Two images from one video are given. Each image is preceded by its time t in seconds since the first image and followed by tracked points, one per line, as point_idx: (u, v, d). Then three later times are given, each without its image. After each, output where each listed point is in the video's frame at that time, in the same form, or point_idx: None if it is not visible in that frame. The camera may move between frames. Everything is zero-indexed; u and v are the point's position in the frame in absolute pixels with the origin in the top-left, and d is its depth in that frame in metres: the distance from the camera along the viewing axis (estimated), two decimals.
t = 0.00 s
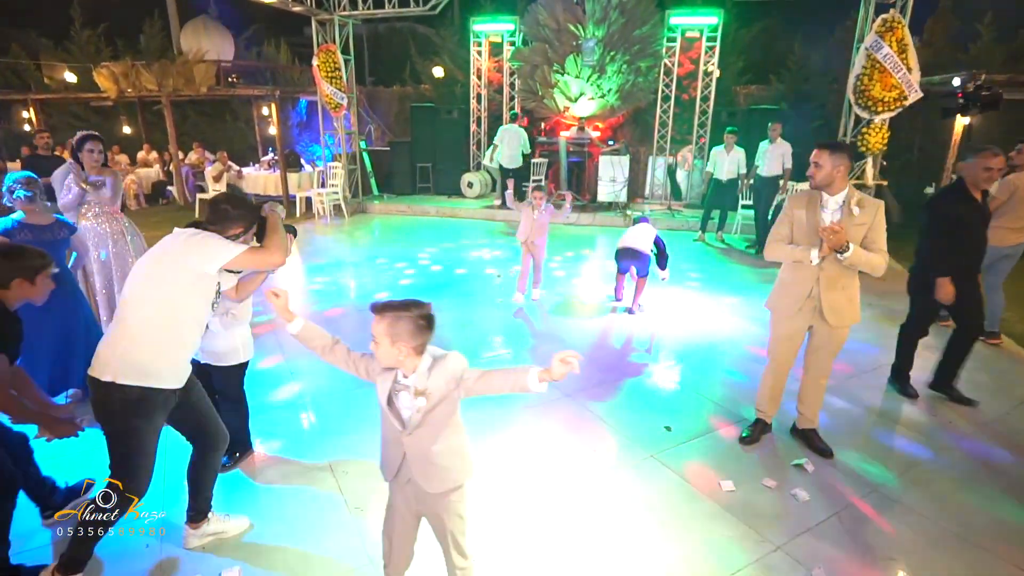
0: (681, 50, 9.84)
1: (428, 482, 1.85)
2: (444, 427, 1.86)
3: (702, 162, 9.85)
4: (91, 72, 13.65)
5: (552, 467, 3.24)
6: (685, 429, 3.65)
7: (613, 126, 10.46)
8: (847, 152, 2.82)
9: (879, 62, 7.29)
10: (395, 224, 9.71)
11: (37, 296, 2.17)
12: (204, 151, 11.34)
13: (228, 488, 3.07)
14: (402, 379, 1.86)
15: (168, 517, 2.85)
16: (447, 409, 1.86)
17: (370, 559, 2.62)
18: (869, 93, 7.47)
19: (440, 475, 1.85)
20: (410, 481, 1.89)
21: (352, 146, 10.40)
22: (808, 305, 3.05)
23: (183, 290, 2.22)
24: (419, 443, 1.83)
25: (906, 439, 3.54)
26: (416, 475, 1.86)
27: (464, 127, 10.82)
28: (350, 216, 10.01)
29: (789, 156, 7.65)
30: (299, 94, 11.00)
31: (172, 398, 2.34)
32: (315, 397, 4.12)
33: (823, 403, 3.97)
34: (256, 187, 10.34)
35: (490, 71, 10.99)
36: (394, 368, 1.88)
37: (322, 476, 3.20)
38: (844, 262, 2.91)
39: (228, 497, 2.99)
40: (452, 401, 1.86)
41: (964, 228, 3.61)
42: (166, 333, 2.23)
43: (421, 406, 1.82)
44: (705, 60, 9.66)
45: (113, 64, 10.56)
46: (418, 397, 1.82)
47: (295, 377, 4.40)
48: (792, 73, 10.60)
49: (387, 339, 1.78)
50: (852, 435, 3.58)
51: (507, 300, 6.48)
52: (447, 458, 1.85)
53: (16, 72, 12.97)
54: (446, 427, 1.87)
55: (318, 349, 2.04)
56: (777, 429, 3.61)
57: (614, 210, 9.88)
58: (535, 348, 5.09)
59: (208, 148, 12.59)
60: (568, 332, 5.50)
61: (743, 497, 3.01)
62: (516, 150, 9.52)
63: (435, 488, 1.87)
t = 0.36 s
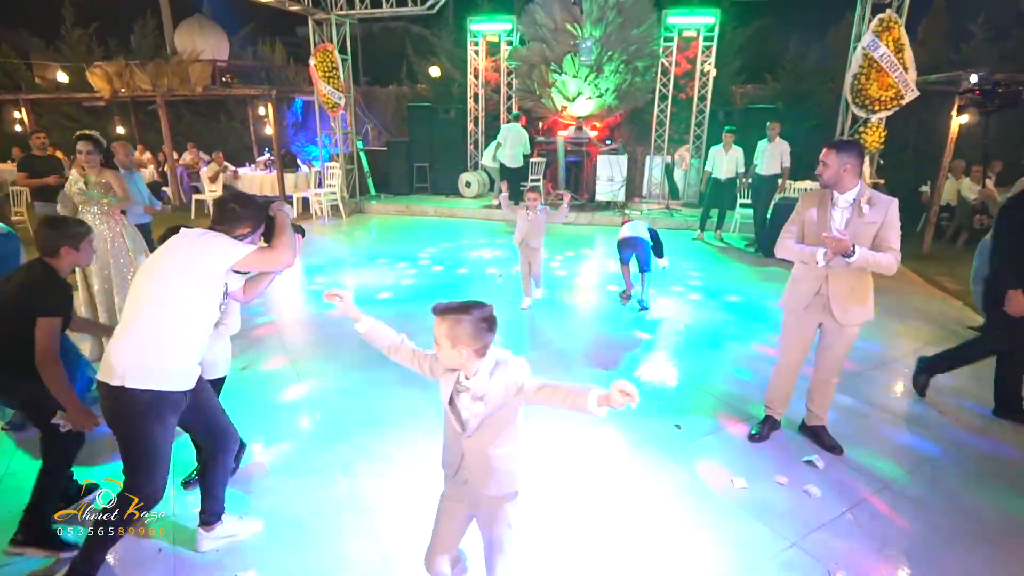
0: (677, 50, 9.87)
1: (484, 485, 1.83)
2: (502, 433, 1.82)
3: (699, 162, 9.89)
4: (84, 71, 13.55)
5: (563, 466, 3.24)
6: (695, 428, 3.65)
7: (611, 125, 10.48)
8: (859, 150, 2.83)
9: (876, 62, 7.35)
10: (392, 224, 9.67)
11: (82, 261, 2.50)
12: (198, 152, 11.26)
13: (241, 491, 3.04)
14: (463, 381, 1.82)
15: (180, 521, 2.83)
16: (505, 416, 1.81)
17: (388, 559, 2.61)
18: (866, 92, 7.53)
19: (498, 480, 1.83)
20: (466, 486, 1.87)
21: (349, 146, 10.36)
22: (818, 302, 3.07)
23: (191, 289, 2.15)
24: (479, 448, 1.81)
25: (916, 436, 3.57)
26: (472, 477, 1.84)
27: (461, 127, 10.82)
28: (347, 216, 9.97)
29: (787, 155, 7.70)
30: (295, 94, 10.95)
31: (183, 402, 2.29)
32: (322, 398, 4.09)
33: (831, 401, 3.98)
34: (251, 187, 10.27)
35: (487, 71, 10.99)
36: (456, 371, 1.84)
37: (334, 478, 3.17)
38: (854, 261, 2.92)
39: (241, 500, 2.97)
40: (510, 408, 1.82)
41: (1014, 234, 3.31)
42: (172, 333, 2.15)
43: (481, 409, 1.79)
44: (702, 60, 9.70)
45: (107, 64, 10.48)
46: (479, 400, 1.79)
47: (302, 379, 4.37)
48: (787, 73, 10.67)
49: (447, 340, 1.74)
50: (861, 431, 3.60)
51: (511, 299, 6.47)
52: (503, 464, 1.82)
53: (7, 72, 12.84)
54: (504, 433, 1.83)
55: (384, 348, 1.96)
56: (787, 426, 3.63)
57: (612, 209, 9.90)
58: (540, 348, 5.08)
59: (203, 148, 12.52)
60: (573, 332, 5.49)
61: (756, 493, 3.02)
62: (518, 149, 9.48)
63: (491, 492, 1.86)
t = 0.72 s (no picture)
0: (672, 51, 9.95)
1: (517, 485, 1.85)
2: (536, 436, 1.84)
3: (693, 162, 9.99)
4: (74, 72, 13.41)
5: (573, 465, 3.26)
6: (700, 426, 3.70)
7: (605, 125, 10.55)
8: (873, 150, 2.88)
9: (868, 64, 7.45)
10: (388, 225, 9.67)
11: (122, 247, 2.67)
12: (190, 152, 11.19)
13: (253, 494, 3.03)
14: (499, 381, 1.86)
15: (191, 525, 2.82)
16: (538, 419, 1.83)
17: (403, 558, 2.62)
18: (859, 93, 7.63)
19: (532, 480, 1.85)
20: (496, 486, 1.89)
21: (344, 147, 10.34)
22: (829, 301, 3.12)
23: (185, 297, 2.04)
24: (512, 448, 1.84)
25: (915, 431, 3.64)
26: (503, 478, 1.86)
27: (456, 128, 10.85)
28: (343, 217, 9.96)
29: (781, 155, 7.79)
30: (290, 95, 10.91)
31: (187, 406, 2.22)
32: (328, 399, 4.09)
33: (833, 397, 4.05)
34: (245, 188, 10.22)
35: (482, 71, 11.02)
36: (488, 372, 1.87)
37: (346, 479, 3.18)
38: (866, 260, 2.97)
39: (253, 503, 2.96)
40: (543, 411, 1.84)
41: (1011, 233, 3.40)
42: (174, 340, 2.05)
43: (516, 408, 1.82)
44: (695, 61, 9.78)
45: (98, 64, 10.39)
46: (515, 401, 1.82)
47: (308, 381, 4.38)
48: (780, 74, 10.79)
49: (485, 340, 1.77)
50: (862, 427, 3.67)
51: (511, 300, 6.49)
52: (533, 464, 1.85)
53: None
54: (538, 434, 1.86)
55: (413, 349, 2.00)
56: (790, 423, 3.69)
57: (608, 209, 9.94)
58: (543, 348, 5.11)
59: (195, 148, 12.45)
60: (574, 332, 5.52)
61: (763, 489, 3.07)
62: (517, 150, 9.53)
63: (522, 493, 1.89)
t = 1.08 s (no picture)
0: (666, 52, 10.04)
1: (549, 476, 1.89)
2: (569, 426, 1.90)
3: (686, 162, 10.08)
4: (63, 72, 13.28)
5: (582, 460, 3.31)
6: (704, 421, 3.75)
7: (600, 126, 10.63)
8: (884, 149, 2.96)
9: (859, 65, 7.56)
10: (383, 226, 9.68)
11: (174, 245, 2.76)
12: (182, 153, 11.11)
13: (265, 495, 3.03)
14: (533, 376, 1.89)
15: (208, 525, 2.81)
16: (574, 407, 1.90)
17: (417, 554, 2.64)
18: (850, 93, 7.74)
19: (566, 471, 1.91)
20: (527, 479, 1.92)
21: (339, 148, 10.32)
22: (840, 297, 3.19)
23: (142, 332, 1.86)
24: (546, 439, 1.89)
25: (913, 422, 3.73)
26: (537, 471, 1.90)
27: (451, 128, 10.86)
28: (338, 218, 9.94)
29: (775, 155, 7.88)
30: (283, 96, 10.87)
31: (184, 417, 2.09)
32: (334, 399, 4.09)
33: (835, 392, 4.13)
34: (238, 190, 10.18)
35: (477, 72, 11.06)
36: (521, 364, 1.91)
37: (358, 477, 3.20)
38: (879, 255, 3.06)
39: (267, 503, 2.97)
40: (578, 399, 1.90)
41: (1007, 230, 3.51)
42: (120, 377, 1.87)
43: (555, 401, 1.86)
44: (689, 62, 9.87)
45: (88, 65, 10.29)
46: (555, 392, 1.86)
47: (314, 381, 4.38)
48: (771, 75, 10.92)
49: (523, 341, 1.80)
50: (862, 420, 3.74)
51: (511, 299, 6.52)
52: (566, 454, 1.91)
53: None
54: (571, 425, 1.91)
55: (438, 349, 2.01)
56: (793, 418, 3.75)
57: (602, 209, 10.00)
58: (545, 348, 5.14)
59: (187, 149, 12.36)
60: (574, 331, 5.55)
61: (771, 483, 3.12)
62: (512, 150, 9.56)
63: (553, 488, 1.92)
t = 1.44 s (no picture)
0: (657, 52, 10.10)
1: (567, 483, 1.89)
2: (591, 433, 1.89)
3: (678, 162, 10.16)
4: (46, 71, 13.06)
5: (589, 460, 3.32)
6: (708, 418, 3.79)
7: (592, 126, 10.67)
8: (887, 149, 3.05)
9: (849, 65, 7.66)
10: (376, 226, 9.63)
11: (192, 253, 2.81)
12: (169, 154, 10.97)
13: (275, 498, 3.01)
14: (554, 384, 1.90)
15: (217, 528, 2.78)
16: (593, 414, 1.90)
17: (432, 555, 2.64)
18: (841, 94, 7.84)
19: (587, 479, 1.92)
20: (546, 483, 1.92)
21: (331, 148, 10.26)
22: (846, 294, 3.28)
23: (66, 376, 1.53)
24: (565, 446, 1.88)
25: (912, 417, 3.79)
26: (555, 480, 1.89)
27: (443, 128, 10.84)
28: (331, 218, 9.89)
29: (767, 154, 7.97)
30: (274, 95, 10.79)
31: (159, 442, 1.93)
32: (340, 401, 4.07)
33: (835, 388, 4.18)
34: (228, 191, 10.08)
35: (469, 72, 11.08)
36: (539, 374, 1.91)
37: (366, 480, 3.18)
38: (883, 253, 3.16)
39: (278, 506, 2.95)
40: (599, 407, 1.90)
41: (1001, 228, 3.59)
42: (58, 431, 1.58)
43: (572, 410, 1.87)
44: (680, 62, 9.94)
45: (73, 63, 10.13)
46: (572, 399, 1.87)
47: (314, 383, 4.34)
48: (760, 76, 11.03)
49: (543, 344, 1.82)
50: (862, 415, 3.80)
51: (509, 299, 6.53)
52: (586, 461, 1.91)
53: None
54: (592, 433, 1.91)
55: (458, 354, 2.03)
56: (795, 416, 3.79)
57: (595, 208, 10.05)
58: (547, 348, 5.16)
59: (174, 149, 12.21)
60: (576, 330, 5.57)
61: (778, 479, 3.15)
62: (505, 150, 9.53)
63: (572, 495, 1.91)
